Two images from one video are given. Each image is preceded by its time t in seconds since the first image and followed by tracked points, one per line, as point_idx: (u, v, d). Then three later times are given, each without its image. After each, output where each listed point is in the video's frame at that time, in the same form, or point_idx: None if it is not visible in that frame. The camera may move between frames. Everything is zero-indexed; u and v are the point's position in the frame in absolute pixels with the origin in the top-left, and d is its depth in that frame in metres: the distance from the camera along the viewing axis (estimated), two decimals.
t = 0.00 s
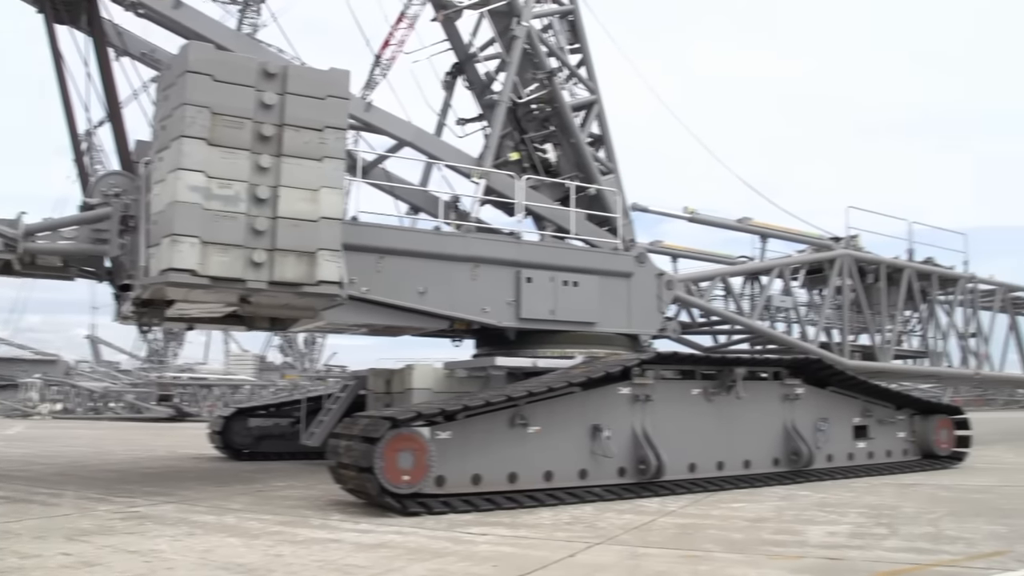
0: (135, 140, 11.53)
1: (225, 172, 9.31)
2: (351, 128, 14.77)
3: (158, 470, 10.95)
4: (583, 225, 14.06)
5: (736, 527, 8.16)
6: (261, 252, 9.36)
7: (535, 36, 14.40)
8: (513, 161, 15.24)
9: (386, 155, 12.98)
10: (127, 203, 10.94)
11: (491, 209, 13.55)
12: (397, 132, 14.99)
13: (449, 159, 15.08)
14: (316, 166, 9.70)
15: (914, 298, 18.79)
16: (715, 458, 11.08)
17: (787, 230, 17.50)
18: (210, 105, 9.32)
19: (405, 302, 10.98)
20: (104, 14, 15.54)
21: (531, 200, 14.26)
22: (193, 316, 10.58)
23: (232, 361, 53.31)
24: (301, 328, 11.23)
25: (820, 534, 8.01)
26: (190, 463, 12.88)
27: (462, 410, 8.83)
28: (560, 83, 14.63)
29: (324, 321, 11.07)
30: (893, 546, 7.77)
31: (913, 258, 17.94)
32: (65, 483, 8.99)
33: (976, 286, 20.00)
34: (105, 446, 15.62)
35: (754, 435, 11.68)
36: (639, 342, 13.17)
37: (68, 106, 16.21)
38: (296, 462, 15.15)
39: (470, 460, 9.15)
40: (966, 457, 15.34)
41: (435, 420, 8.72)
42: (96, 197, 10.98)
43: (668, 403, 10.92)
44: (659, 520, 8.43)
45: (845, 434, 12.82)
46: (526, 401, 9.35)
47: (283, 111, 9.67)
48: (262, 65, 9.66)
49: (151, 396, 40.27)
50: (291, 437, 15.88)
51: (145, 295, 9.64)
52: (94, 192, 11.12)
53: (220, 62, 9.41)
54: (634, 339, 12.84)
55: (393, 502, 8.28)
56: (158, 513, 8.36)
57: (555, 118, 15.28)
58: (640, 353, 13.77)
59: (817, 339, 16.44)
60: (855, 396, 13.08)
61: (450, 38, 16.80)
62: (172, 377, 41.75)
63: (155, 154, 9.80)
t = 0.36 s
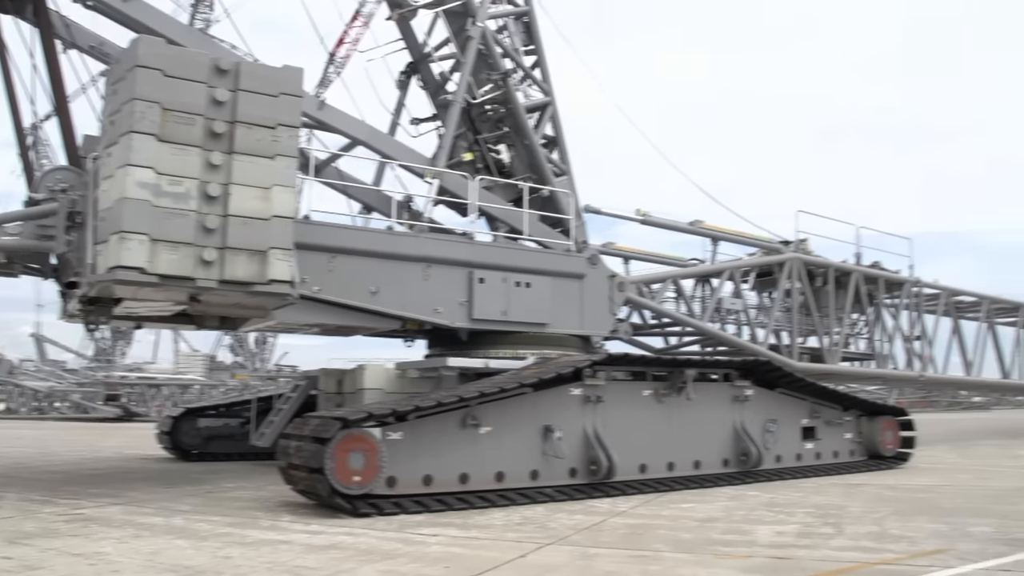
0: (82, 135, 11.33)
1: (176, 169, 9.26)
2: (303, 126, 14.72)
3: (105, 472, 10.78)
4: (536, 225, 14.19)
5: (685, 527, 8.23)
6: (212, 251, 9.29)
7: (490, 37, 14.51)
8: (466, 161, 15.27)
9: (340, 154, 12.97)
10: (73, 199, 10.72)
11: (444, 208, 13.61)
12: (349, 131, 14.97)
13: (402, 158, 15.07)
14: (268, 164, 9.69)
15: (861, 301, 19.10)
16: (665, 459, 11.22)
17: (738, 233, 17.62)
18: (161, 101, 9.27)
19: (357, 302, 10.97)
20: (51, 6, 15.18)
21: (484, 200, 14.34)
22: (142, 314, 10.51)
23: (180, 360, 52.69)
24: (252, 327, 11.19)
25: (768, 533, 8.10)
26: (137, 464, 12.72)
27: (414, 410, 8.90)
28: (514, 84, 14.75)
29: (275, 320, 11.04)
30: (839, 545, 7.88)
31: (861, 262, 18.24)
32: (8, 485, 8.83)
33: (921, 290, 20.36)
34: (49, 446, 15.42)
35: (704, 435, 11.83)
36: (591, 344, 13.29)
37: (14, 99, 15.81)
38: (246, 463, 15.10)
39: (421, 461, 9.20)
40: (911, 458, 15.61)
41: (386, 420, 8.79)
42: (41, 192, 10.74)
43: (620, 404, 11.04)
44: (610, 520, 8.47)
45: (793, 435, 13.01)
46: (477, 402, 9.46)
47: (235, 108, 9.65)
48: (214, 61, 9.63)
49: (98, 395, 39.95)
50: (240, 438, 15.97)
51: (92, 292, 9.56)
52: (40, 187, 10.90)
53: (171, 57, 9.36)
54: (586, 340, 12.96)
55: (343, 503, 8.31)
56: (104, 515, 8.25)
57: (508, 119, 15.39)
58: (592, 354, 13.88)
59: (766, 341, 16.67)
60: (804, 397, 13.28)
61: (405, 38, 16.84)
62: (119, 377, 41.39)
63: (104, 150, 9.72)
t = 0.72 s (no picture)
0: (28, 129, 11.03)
1: (125, 165, 9.18)
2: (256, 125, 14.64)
3: (50, 474, 10.60)
4: (489, 228, 14.32)
5: (636, 528, 8.29)
6: (161, 249, 9.24)
7: (444, 37, 14.62)
8: (419, 162, 15.29)
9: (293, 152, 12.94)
10: (18, 194, 10.38)
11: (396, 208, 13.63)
12: (302, 130, 14.92)
13: (355, 158, 15.05)
14: (219, 162, 9.67)
15: (809, 304, 19.37)
16: (615, 461, 11.36)
17: (689, 236, 17.74)
18: (110, 96, 9.17)
19: (309, 302, 10.94)
20: None
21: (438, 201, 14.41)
22: (88, 313, 10.39)
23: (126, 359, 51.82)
24: (201, 327, 11.13)
25: (718, 534, 8.18)
26: (83, 466, 12.52)
27: (365, 411, 8.97)
28: (468, 85, 14.87)
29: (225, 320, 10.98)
30: (786, 545, 7.98)
31: (809, 266, 18.53)
32: None
33: (867, 294, 20.71)
34: None
35: (654, 437, 11.99)
36: (542, 345, 13.40)
37: None
38: (196, 465, 15.03)
39: (372, 463, 9.25)
40: (858, 459, 15.87)
41: (338, 421, 8.85)
42: None
43: (570, 406, 11.18)
44: (561, 521, 8.52)
45: (742, 437, 13.18)
46: (429, 403, 9.56)
47: (186, 104, 9.60)
48: (165, 57, 9.56)
49: (42, 396, 39.31)
50: (189, 438, 16.12)
51: (37, 290, 9.43)
52: None
53: (121, 52, 9.27)
54: (538, 342, 13.07)
55: (293, 505, 8.34)
56: (48, 518, 8.11)
57: (462, 120, 15.48)
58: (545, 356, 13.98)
59: (717, 344, 16.87)
60: (753, 399, 13.48)
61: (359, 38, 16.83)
62: (66, 377, 40.85)
63: (50, 145, 9.59)
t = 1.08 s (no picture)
0: None
1: (71, 161, 9.06)
2: (207, 121, 14.46)
3: None
4: (442, 228, 14.36)
5: (586, 529, 8.34)
6: (108, 246, 9.14)
7: (399, 37, 14.62)
8: (373, 161, 15.25)
9: (245, 151, 12.86)
10: None
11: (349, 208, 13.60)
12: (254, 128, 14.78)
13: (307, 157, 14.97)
14: (169, 159, 9.62)
15: (759, 307, 19.61)
16: (566, 461, 11.46)
17: (641, 238, 17.85)
18: (57, 90, 9.03)
19: (260, 302, 10.86)
20: None
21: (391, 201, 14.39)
22: (33, 311, 10.22)
23: (76, 358, 50.93)
24: (150, 326, 11.02)
25: (667, 534, 8.24)
26: (26, 468, 12.30)
27: (315, 411, 8.97)
28: (422, 85, 14.89)
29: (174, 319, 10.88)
30: (735, 545, 8.06)
31: (759, 269, 18.79)
32: None
33: (816, 298, 21.04)
34: None
35: (605, 438, 12.12)
36: (494, 347, 13.49)
37: None
38: (145, 467, 14.89)
39: (323, 464, 9.25)
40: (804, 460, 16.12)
41: (288, 422, 8.84)
42: None
43: (521, 407, 11.26)
44: (512, 522, 8.55)
45: (692, 438, 13.34)
46: (380, 403, 9.59)
47: (135, 100, 9.51)
48: (114, 51, 9.46)
49: None
50: (136, 438, 16.13)
51: None
52: None
53: (69, 45, 9.14)
54: (490, 342, 13.17)
55: (242, 506, 8.30)
56: None
57: (415, 120, 15.48)
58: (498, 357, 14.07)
59: (667, 346, 17.05)
60: (703, 401, 13.66)
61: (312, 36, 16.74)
62: (9, 377, 40.15)
63: None
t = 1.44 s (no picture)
0: None
1: (18, 155, 8.92)
2: (158, 117, 14.18)
3: None
4: (396, 228, 14.32)
5: (538, 530, 8.36)
6: (55, 243, 9.04)
7: (354, 36, 14.52)
8: (326, 160, 15.13)
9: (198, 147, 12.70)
10: None
11: (305, 207, 13.52)
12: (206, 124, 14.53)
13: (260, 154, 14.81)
14: (119, 155, 9.53)
15: (711, 309, 19.80)
16: (519, 462, 11.51)
17: (594, 240, 17.93)
18: (3, 82, 8.88)
19: (211, 301, 10.76)
20: None
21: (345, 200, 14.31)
22: None
23: (26, 357, 50.04)
24: (98, 324, 10.86)
25: (618, 535, 8.29)
26: None
27: (267, 411, 8.93)
28: (377, 84, 14.81)
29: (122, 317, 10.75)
30: (685, 545, 8.13)
31: (710, 272, 18.98)
32: None
33: (766, 300, 21.29)
34: None
35: (558, 438, 12.19)
36: (447, 347, 13.51)
37: None
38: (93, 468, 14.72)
39: (274, 464, 9.21)
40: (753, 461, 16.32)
41: (238, 422, 8.78)
42: None
43: (473, 408, 11.29)
44: (464, 523, 8.55)
45: (644, 439, 13.46)
46: (332, 404, 9.58)
47: (84, 94, 9.40)
48: (63, 43, 9.32)
49: None
50: (84, 438, 16.01)
51: None
52: None
53: (16, 37, 8.99)
54: (443, 342, 13.19)
55: (191, 508, 8.23)
56: None
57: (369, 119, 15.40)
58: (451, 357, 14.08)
59: (619, 347, 17.17)
60: (654, 403, 13.78)
61: (266, 32, 16.55)
62: None
63: None
